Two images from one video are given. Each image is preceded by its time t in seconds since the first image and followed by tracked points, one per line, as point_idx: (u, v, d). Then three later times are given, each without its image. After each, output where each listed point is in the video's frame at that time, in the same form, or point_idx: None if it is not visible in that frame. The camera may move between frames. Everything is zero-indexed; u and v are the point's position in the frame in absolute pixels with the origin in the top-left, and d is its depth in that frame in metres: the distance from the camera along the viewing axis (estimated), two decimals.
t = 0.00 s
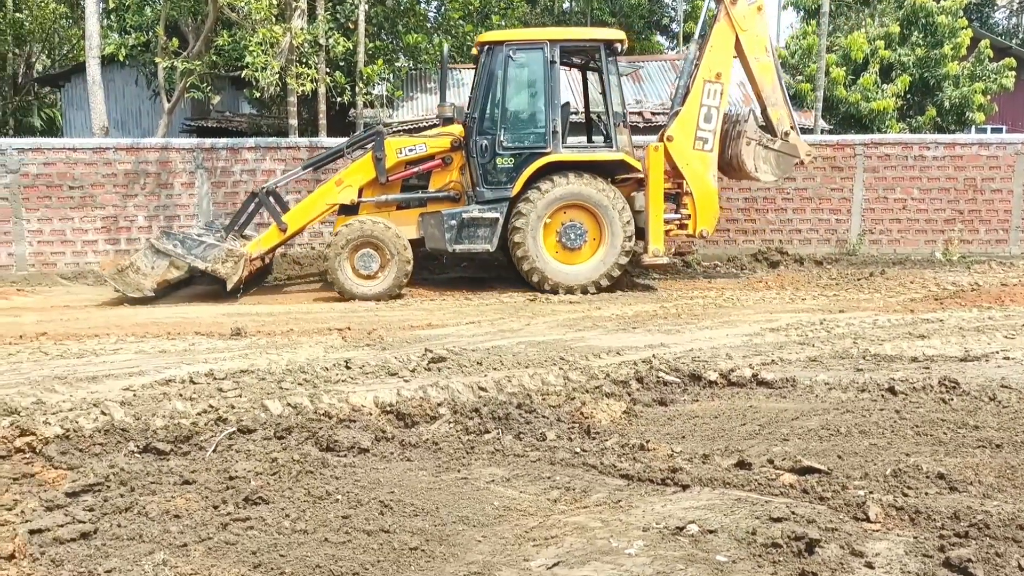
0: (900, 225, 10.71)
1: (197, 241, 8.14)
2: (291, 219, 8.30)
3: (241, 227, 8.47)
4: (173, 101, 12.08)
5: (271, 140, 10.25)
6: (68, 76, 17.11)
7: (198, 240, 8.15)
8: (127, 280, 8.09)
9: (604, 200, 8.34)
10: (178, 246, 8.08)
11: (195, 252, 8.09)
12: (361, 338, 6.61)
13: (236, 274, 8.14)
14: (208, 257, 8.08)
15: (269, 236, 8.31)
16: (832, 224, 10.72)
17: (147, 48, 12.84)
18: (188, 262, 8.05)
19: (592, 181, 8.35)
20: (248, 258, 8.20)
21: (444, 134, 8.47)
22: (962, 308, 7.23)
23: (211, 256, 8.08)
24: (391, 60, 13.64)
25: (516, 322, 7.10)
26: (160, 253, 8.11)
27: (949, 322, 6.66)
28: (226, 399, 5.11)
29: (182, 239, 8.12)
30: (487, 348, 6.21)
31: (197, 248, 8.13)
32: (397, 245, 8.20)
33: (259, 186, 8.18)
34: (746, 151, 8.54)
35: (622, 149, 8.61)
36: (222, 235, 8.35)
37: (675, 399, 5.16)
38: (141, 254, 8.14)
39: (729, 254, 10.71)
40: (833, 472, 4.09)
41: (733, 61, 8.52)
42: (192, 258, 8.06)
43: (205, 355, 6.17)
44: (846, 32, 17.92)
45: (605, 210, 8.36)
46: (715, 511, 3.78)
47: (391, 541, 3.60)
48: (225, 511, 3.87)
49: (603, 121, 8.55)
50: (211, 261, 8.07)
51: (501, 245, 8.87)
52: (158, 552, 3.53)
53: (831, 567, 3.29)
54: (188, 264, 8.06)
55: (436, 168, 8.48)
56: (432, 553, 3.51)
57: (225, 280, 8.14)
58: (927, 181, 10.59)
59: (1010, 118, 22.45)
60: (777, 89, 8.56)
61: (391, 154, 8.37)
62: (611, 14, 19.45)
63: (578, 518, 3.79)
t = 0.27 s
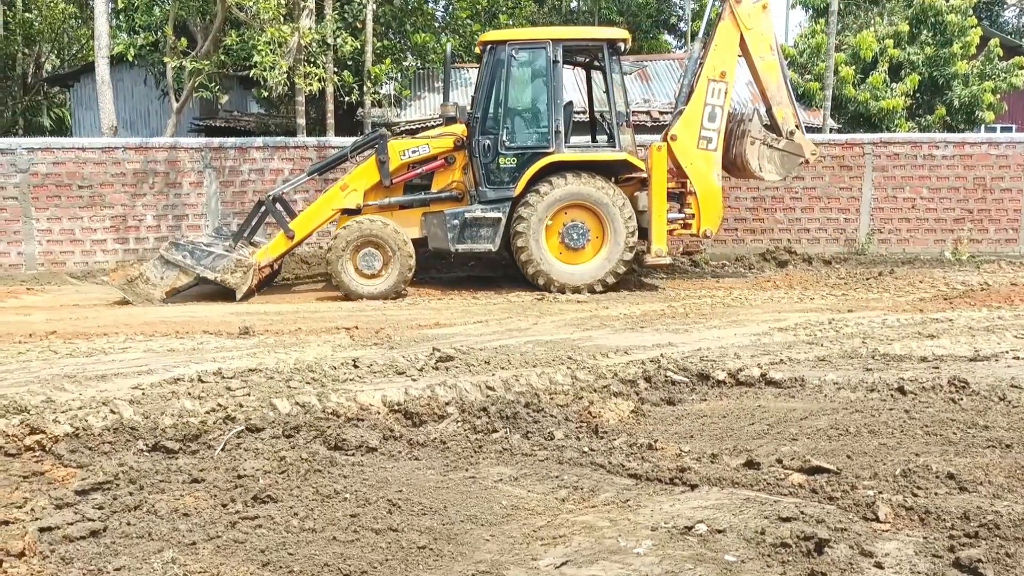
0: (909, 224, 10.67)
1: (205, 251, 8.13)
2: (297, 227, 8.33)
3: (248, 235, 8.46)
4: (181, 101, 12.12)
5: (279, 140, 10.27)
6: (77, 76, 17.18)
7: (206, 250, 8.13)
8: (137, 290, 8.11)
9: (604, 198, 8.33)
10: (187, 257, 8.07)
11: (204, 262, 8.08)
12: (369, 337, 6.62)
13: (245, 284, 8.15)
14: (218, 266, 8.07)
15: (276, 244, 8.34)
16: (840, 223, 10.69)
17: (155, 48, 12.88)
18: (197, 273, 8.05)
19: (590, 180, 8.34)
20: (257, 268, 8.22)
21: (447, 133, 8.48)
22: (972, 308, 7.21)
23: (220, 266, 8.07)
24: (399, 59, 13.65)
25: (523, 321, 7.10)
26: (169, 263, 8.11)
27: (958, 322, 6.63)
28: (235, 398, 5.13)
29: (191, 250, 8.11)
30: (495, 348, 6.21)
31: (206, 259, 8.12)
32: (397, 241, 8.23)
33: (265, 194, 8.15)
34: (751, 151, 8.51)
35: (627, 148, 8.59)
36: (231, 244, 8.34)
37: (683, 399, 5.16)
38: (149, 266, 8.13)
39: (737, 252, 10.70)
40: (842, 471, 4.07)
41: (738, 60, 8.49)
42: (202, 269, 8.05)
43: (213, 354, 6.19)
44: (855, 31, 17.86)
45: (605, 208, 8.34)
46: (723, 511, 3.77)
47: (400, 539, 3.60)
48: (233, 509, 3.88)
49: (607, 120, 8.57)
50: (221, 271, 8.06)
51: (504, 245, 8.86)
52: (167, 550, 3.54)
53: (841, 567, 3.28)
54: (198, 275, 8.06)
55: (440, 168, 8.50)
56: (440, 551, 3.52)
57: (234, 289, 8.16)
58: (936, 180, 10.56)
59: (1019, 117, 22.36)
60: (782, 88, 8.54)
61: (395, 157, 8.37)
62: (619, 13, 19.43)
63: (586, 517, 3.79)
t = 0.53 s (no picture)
0: (915, 224, 10.65)
1: (215, 252, 8.17)
2: (306, 227, 8.34)
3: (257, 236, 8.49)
4: (187, 100, 12.14)
5: (286, 139, 10.30)
6: (84, 75, 17.23)
7: (216, 251, 8.18)
8: (147, 288, 8.11)
9: (611, 199, 8.33)
10: (197, 258, 8.10)
11: (214, 263, 8.11)
12: (374, 336, 6.63)
13: (254, 285, 8.18)
14: (227, 267, 8.10)
15: (285, 246, 8.36)
16: (846, 223, 10.68)
17: (162, 47, 12.91)
18: (207, 273, 8.07)
19: (597, 180, 8.35)
20: (266, 269, 8.24)
21: (455, 133, 8.48)
22: (979, 308, 7.19)
23: (230, 267, 8.10)
24: (404, 59, 13.66)
25: (529, 320, 7.10)
26: (179, 263, 8.11)
27: (965, 322, 6.62)
28: (240, 397, 5.13)
29: (200, 251, 8.15)
30: (500, 347, 6.21)
31: (216, 259, 8.16)
32: (402, 239, 8.23)
33: (274, 196, 8.17)
34: (758, 154, 8.51)
35: (634, 148, 8.58)
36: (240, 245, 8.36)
37: (689, 398, 5.15)
38: (159, 264, 8.14)
39: (743, 252, 10.69)
40: (848, 472, 4.07)
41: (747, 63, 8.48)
42: (211, 269, 8.07)
43: (220, 353, 6.19)
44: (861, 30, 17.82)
45: (613, 208, 8.35)
46: (729, 511, 3.77)
47: (405, 538, 3.61)
48: (239, 508, 3.89)
49: (615, 121, 8.57)
50: (230, 271, 8.09)
51: (510, 245, 8.87)
52: (174, 548, 3.55)
53: (846, 567, 3.28)
54: (208, 275, 8.06)
55: (447, 167, 8.50)
56: (445, 550, 3.52)
57: (244, 290, 8.18)
58: (943, 180, 10.53)
59: None
60: (790, 91, 8.52)
61: (404, 157, 8.38)
62: (624, 13, 19.42)
63: (591, 517, 3.79)
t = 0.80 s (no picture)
0: (918, 224, 10.64)
1: (218, 250, 8.17)
2: (308, 226, 8.33)
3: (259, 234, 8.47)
4: (190, 99, 12.14)
5: (288, 138, 10.30)
6: (86, 75, 17.25)
7: (219, 250, 8.14)
8: (149, 288, 8.16)
9: (614, 198, 8.32)
10: (200, 256, 8.10)
11: (217, 261, 8.11)
12: (376, 334, 6.63)
13: (257, 284, 8.20)
14: (230, 266, 8.11)
15: (287, 244, 8.35)
16: (849, 223, 10.67)
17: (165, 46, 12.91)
18: (210, 272, 8.09)
19: (601, 180, 8.33)
20: (269, 268, 8.25)
21: (457, 132, 8.50)
22: (982, 308, 7.19)
23: (233, 266, 8.11)
24: (407, 58, 13.67)
25: (531, 319, 7.10)
26: (182, 262, 8.14)
27: (968, 321, 6.62)
28: (243, 395, 5.14)
29: (203, 250, 8.12)
30: (502, 346, 6.22)
31: (219, 258, 8.15)
32: (404, 239, 8.23)
33: (277, 195, 8.15)
34: (760, 153, 8.52)
35: (636, 148, 8.60)
36: (243, 243, 8.36)
37: (691, 397, 5.15)
38: (162, 263, 8.19)
39: (745, 251, 10.68)
40: (850, 470, 4.07)
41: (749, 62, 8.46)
42: (214, 268, 8.09)
43: (222, 351, 6.20)
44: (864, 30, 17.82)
45: (615, 207, 8.34)
46: (731, 509, 3.77)
47: (407, 537, 3.61)
48: (241, 506, 3.90)
49: (617, 120, 8.57)
50: (233, 270, 8.11)
51: (513, 243, 8.88)
52: (176, 546, 3.55)
53: (848, 566, 3.27)
54: (210, 274, 8.10)
55: (449, 166, 8.51)
56: (447, 549, 3.53)
57: (246, 289, 8.20)
58: (945, 179, 10.52)
59: None
60: (793, 90, 8.45)
61: (406, 156, 8.40)
62: (627, 12, 19.42)
63: (593, 515, 3.80)
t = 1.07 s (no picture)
0: (918, 223, 10.64)
1: (218, 250, 8.20)
2: (308, 225, 8.35)
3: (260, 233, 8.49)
4: (190, 97, 12.14)
5: (288, 137, 10.30)
6: (87, 73, 17.26)
7: (220, 249, 8.20)
8: (149, 287, 8.17)
9: (614, 198, 8.31)
10: (201, 256, 8.15)
11: (218, 261, 8.16)
12: (376, 334, 6.64)
13: (257, 284, 8.20)
14: (230, 266, 8.14)
15: (288, 244, 8.35)
16: (849, 222, 10.67)
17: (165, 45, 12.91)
18: (211, 272, 8.14)
19: (602, 179, 8.32)
20: (269, 268, 8.26)
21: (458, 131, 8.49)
22: (981, 307, 7.19)
23: (234, 265, 8.13)
24: (407, 57, 13.68)
25: (531, 319, 7.10)
26: (182, 261, 8.18)
27: (967, 321, 6.62)
28: (242, 394, 5.14)
29: (204, 249, 8.19)
30: (502, 345, 6.22)
31: (219, 257, 8.19)
32: (407, 239, 8.23)
33: (278, 194, 8.16)
34: (761, 152, 8.53)
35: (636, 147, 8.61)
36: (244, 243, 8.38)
37: (691, 396, 5.16)
38: (164, 262, 8.21)
39: (745, 251, 10.69)
40: (849, 470, 4.07)
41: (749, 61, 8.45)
42: (214, 268, 8.14)
43: (222, 350, 6.20)
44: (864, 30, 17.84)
45: (616, 207, 8.33)
46: (730, 509, 3.78)
47: (406, 536, 3.61)
48: (241, 505, 3.90)
49: (618, 120, 8.57)
50: (234, 270, 8.13)
51: (514, 243, 8.88)
52: (175, 545, 3.56)
53: (847, 565, 3.28)
54: (211, 273, 8.13)
55: (450, 166, 8.51)
56: (447, 548, 3.53)
57: (247, 288, 8.21)
58: (945, 179, 10.52)
59: None
60: (793, 90, 8.45)
61: (406, 155, 8.39)
62: (627, 11, 19.41)
63: (592, 514, 3.80)
